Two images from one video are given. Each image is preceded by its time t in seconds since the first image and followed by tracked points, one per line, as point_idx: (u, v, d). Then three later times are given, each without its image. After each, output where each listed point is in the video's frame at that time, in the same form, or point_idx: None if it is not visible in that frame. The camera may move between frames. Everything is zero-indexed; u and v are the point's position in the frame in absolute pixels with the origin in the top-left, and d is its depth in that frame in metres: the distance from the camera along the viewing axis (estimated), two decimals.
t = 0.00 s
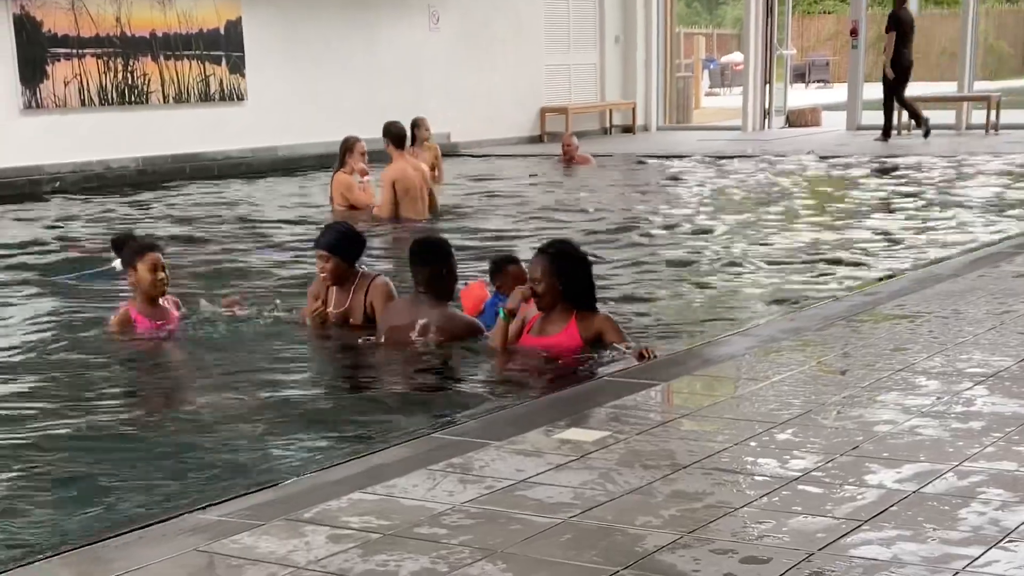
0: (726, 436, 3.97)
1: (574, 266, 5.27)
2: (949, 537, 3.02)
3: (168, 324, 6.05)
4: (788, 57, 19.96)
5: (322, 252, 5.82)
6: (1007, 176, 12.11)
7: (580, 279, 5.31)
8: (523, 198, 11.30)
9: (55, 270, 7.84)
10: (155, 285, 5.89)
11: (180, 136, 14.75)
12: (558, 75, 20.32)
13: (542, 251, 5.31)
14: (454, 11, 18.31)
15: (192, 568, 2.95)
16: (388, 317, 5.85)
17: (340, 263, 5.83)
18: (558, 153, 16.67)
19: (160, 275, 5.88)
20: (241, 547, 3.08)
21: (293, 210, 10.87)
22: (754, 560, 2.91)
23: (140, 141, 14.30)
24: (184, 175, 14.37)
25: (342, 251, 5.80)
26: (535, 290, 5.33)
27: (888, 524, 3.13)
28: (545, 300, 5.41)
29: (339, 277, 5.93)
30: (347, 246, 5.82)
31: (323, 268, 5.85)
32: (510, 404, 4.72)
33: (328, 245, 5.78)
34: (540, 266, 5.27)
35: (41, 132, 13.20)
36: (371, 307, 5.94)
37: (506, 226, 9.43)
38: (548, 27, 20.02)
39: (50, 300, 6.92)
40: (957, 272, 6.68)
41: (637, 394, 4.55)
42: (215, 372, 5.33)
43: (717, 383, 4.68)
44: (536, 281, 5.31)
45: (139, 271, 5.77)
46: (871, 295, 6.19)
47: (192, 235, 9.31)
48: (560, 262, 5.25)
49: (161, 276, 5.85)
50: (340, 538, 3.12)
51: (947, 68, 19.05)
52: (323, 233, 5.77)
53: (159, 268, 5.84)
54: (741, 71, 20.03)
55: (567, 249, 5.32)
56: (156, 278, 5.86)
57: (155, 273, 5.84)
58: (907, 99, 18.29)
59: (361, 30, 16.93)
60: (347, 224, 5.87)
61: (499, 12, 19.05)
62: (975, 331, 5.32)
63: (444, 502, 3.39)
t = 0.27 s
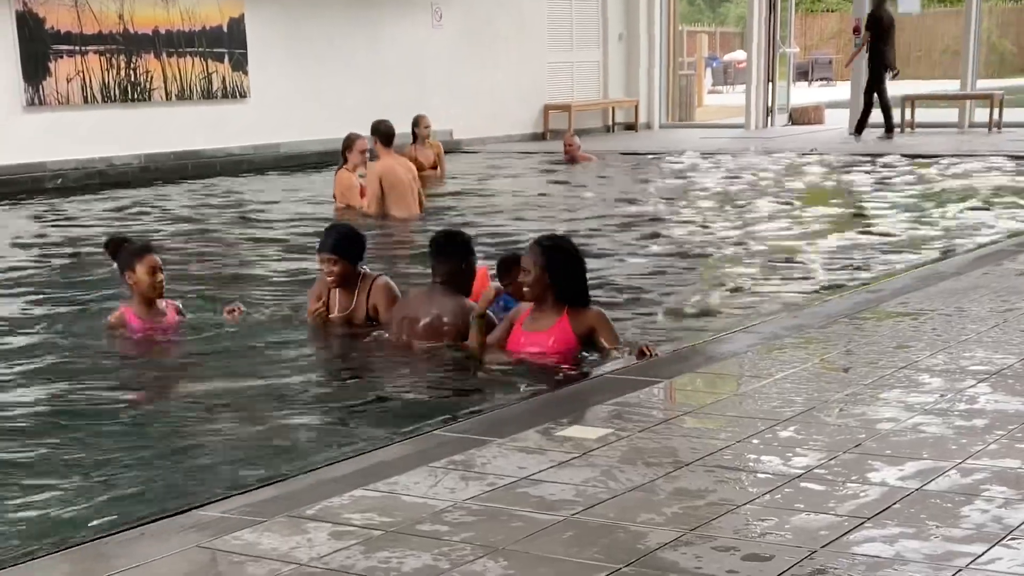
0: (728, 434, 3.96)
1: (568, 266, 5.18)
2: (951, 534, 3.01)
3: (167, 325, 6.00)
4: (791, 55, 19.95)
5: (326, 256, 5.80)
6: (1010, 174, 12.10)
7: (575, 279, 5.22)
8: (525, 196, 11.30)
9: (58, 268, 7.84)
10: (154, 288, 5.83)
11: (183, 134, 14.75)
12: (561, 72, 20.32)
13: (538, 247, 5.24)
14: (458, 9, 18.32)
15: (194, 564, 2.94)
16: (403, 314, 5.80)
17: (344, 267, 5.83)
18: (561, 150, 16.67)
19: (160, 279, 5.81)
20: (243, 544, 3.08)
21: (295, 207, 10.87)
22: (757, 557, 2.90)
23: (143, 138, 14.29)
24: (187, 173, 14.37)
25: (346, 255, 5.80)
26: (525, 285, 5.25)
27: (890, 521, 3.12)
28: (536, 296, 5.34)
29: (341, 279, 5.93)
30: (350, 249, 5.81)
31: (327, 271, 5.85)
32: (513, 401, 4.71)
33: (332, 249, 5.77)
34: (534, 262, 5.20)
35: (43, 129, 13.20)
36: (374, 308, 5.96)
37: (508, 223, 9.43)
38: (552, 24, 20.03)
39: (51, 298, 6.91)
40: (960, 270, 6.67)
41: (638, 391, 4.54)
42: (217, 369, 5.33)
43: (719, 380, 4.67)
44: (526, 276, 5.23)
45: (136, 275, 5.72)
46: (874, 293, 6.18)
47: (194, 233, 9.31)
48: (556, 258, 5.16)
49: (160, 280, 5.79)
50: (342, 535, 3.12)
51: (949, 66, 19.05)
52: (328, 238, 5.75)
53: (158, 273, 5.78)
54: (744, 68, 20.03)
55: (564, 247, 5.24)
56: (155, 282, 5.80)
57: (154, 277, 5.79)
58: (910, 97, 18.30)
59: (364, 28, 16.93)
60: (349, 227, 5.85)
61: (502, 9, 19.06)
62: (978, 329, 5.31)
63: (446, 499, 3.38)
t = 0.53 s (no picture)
0: (730, 432, 3.96)
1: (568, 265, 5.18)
2: (953, 533, 3.01)
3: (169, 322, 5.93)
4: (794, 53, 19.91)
5: (321, 258, 5.79)
6: (1012, 173, 12.09)
7: (575, 277, 5.22)
8: (527, 194, 11.29)
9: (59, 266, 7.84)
10: (151, 285, 5.75)
11: (185, 132, 14.75)
12: (563, 70, 20.30)
13: (539, 245, 5.23)
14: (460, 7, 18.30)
15: (195, 562, 2.94)
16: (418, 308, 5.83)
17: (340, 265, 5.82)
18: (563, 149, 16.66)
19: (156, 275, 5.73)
20: (245, 541, 3.08)
21: (297, 205, 10.86)
22: (758, 556, 2.90)
23: (145, 136, 14.29)
24: (189, 172, 14.36)
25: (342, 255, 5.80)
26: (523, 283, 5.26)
27: (892, 519, 3.12)
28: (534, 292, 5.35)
29: (338, 279, 5.94)
30: (345, 249, 5.80)
31: (325, 272, 5.85)
32: (515, 398, 4.71)
33: (327, 250, 5.76)
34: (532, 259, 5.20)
35: (45, 127, 13.21)
36: (372, 306, 5.96)
37: (510, 221, 9.42)
38: (553, 23, 20.01)
39: (53, 295, 6.91)
40: (962, 268, 6.66)
41: (640, 389, 4.54)
42: (218, 367, 5.33)
43: (721, 378, 4.67)
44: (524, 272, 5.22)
45: (130, 274, 5.64)
46: (877, 291, 6.17)
47: (197, 230, 9.30)
48: (554, 256, 5.16)
49: (156, 278, 5.70)
50: (343, 533, 3.12)
51: (952, 64, 19.02)
52: (322, 239, 5.74)
53: (154, 270, 5.70)
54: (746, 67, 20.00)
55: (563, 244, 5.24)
56: (151, 280, 5.72)
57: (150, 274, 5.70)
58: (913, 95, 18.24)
59: (367, 27, 16.92)
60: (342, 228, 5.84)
61: (504, 7, 19.04)
62: (980, 327, 5.31)
63: (448, 497, 3.38)
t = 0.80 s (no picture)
0: (732, 431, 3.96)
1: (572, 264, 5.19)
2: (954, 531, 3.02)
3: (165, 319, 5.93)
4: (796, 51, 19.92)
5: (314, 247, 5.77)
6: (1014, 171, 12.09)
7: (578, 277, 5.23)
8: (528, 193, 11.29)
9: (61, 264, 7.84)
10: (144, 283, 5.76)
11: (186, 130, 14.75)
12: (564, 68, 20.32)
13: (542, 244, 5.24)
14: (461, 5, 18.31)
15: (197, 560, 2.94)
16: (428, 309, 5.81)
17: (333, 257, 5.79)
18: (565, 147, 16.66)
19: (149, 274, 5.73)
20: (247, 539, 3.08)
21: (299, 204, 10.87)
22: (760, 555, 2.90)
23: (146, 134, 14.29)
24: (191, 170, 14.35)
25: (334, 245, 5.77)
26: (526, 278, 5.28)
27: (894, 518, 3.12)
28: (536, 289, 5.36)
29: (328, 274, 5.90)
30: (339, 239, 5.79)
31: (316, 263, 5.80)
32: (516, 397, 4.71)
33: (322, 238, 5.74)
34: (536, 255, 5.22)
35: (47, 125, 13.21)
36: (361, 302, 5.91)
37: (511, 220, 9.42)
38: (555, 21, 20.02)
39: (54, 293, 6.91)
40: (963, 267, 6.66)
41: (642, 388, 4.54)
42: (220, 365, 5.33)
43: (722, 377, 4.67)
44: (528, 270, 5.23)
45: (122, 273, 5.64)
46: (878, 290, 6.17)
47: (198, 228, 9.31)
48: (557, 254, 5.17)
49: (149, 276, 5.70)
50: (345, 531, 3.12)
51: (954, 63, 19.04)
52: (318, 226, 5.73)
53: (146, 269, 5.69)
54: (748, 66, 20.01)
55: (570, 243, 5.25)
56: (145, 278, 5.72)
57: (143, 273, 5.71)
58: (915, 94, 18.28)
59: (368, 25, 16.91)
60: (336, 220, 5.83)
61: (506, 5, 19.05)
62: (982, 326, 5.31)
63: (449, 495, 3.39)
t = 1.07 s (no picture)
0: (734, 430, 3.96)
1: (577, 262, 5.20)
2: (956, 531, 3.01)
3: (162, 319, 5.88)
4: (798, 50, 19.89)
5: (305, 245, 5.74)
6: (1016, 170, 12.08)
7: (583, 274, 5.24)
8: (530, 191, 11.28)
9: (63, 262, 7.84)
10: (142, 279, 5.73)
11: (188, 128, 14.75)
12: (567, 66, 20.30)
13: (548, 241, 5.24)
14: (463, 3, 18.29)
15: (199, 559, 2.94)
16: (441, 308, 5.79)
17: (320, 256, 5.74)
18: (566, 145, 16.65)
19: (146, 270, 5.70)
20: (249, 538, 3.08)
21: (301, 202, 10.86)
22: (762, 553, 2.90)
23: (148, 132, 14.29)
24: (193, 168, 14.34)
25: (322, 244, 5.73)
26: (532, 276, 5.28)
27: (896, 517, 3.12)
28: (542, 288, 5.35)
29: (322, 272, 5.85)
30: (331, 238, 5.75)
31: (308, 261, 5.76)
32: (517, 396, 4.71)
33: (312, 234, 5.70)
34: (541, 253, 5.21)
35: (48, 123, 13.20)
36: (350, 303, 5.86)
37: (513, 218, 9.42)
38: (556, 19, 19.99)
39: (56, 291, 6.91)
40: (966, 265, 6.66)
41: (643, 386, 4.55)
42: (221, 364, 5.32)
43: (724, 376, 4.67)
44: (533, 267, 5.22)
45: (117, 266, 5.62)
46: (879, 288, 6.17)
47: (200, 227, 9.31)
48: (563, 252, 5.17)
49: (145, 273, 5.67)
50: (348, 530, 3.12)
51: (956, 61, 19.02)
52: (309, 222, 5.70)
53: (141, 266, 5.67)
54: (750, 64, 19.99)
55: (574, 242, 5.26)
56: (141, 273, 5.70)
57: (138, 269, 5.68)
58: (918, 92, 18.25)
59: (371, 23, 16.91)
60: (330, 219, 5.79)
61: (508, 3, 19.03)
62: (983, 325, 5.31)
63: (451, 494, 3.39)
